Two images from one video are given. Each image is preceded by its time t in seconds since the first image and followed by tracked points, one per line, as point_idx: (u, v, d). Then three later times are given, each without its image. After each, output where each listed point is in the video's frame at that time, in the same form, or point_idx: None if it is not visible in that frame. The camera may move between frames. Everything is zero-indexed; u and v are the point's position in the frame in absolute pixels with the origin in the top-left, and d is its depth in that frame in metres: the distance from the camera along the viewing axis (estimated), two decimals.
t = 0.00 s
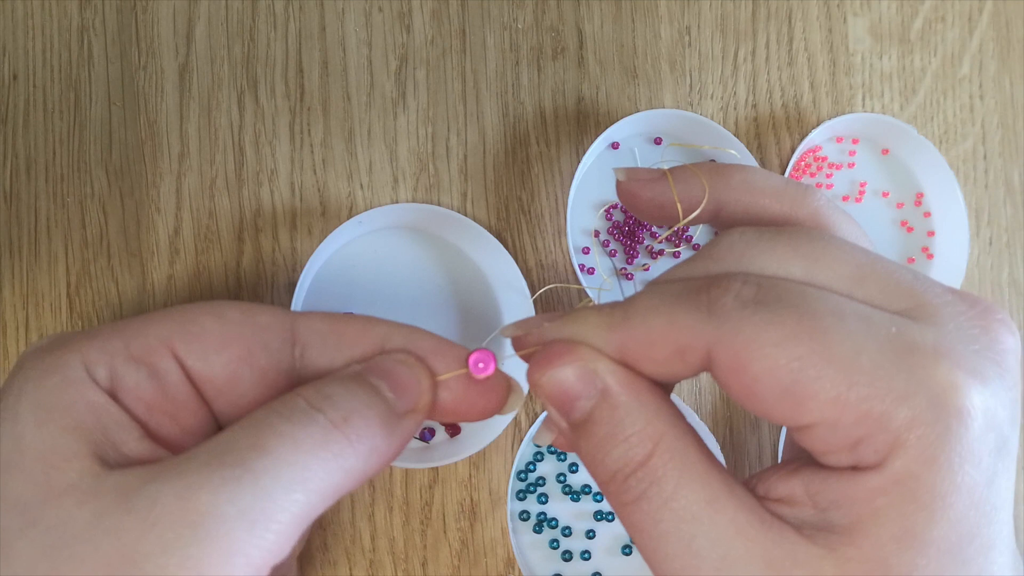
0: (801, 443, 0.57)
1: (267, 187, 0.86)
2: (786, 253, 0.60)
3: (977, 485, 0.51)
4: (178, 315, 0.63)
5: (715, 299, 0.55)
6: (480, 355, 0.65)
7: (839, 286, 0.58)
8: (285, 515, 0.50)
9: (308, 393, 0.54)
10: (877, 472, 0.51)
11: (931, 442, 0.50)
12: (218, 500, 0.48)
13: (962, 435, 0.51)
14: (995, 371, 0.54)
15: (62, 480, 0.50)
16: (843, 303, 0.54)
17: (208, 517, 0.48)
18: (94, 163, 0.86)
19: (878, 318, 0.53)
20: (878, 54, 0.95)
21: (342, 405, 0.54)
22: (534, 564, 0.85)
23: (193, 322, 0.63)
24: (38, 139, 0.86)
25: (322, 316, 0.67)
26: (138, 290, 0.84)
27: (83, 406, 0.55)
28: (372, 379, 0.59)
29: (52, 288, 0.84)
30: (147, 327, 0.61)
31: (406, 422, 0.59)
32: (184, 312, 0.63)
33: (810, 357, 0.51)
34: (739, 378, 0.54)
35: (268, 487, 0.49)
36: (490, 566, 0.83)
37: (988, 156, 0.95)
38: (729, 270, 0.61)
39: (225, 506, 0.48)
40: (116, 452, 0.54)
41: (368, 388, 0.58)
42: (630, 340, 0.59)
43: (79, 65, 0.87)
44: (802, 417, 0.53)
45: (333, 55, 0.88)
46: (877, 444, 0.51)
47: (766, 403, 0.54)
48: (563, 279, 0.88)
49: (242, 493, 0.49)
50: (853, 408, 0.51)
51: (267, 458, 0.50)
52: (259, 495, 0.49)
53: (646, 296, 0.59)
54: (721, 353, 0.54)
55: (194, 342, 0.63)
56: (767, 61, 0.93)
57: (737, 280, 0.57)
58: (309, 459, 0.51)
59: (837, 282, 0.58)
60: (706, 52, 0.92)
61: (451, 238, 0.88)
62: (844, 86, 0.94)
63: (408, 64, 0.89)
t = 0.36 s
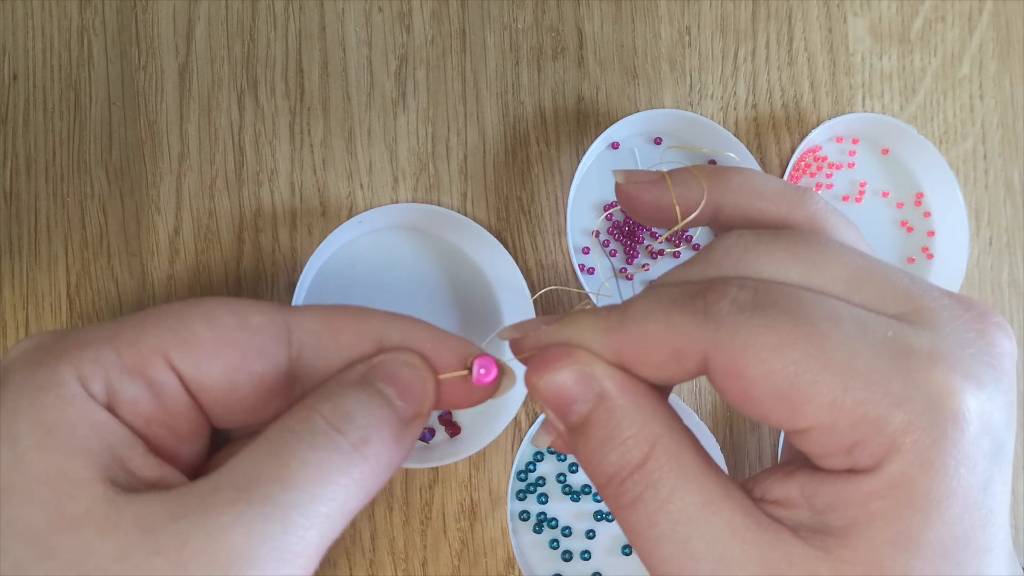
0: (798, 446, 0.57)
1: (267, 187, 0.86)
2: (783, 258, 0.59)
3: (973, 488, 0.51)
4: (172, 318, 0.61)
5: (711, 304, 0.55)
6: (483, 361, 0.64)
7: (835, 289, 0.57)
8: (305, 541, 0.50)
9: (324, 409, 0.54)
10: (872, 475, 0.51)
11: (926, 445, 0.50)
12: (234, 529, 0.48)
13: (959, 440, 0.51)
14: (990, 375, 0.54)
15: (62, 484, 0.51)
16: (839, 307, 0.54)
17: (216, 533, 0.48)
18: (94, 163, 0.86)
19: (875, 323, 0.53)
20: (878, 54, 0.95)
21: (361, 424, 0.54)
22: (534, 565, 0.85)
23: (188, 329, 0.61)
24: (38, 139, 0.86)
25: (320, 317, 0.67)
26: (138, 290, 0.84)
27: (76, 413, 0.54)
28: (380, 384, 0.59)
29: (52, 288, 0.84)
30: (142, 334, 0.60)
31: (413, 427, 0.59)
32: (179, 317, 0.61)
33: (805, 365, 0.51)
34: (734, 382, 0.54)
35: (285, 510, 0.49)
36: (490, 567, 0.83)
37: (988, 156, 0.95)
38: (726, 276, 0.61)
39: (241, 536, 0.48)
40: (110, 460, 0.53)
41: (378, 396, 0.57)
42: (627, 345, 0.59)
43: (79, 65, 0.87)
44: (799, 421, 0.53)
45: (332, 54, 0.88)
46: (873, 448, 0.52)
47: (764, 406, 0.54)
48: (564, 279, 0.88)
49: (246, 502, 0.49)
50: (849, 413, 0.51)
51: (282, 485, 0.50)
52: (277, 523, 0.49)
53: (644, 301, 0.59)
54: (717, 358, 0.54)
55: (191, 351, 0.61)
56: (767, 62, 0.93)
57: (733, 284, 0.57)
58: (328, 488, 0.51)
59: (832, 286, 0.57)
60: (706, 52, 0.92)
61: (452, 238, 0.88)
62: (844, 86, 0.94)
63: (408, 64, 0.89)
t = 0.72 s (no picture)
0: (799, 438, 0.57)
1: (267, 187, 0.86)
2: (781, 253, 0.59)
3: (973, 480, 0.51)
4: (174, 313, 0.61)
5: (712, 298, 0.55)
6: (484, 357, 0.65)
7: (834, 283, 0.57)
8: (323, 549, 0.50)
9: (346, 419, 0.54)
10: (873, 467, 0.51)
11: (925, 436, 0.50)
12: (252, 534, 0.48)
13: (958, 430, 0.51)
14: (990, 369, 0.54)
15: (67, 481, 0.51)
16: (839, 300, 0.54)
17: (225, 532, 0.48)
18: (94, 163, 0.86)
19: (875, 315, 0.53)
20: (878, 54, 0.95)
21: (382, 436, 0.54)
22: (534, 564, 0.85)
23: (193, 325, 0.60)
24: (38, 139, 0.86)
25: (320, 314, 0.66)
26: (138, 290, 0.84)
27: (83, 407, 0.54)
28: (399, 386, 0.59)
29: (52, 288, 0.84)
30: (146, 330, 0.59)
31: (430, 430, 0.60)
32: (182, 313, 0.61)
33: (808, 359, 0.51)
34: (735, 375, 0.54)
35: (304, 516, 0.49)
36: (490, 567, 0.83)
37: (988, 155, 0.95)
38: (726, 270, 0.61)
39: (260, 542, 0.48)
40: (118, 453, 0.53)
41: (397, 400, 0.58)
42: (629, 339, 0.58)
43: (79, 65, 0.87)
44: (800, 413, 0.53)
45: (333, 54, 0.88)
46: (873, 439, 0.51)
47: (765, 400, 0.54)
48: (564, 279, 0.88)
49: (256, 500, 0.49)
50: (849, 405, 0.51)
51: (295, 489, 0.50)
52: (296, 531, 0.49)
53: (648, 293, 0.59)
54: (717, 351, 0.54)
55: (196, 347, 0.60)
56: (767, 62, 0.93)
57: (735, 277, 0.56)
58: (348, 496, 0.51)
59: (831, 280, 0.57)
60: (706, 52, 0.92)
61: (452, 239, 0.88)
62: (844, 86, 0.94)
63: (408, 64, 0.89)
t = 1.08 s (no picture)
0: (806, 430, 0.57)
1: (267, 187, 0.86)
2: (786, 246, 0.59)
3: (981, 468, 0.52)
4: (176, 306, 0.61)
5: (720, 289, 0.55)
6: (489, 351, 0.64)
7: (841, 275, 0.58)
8: (321, 537, 0.50)
9: (347, 403, 0.53)
10: (883, 456, 0.52)
11: (938, 423, 0.51)
12: (253, 521, 0.48)
13: (967, 415, 0.51)
14: (996, 356, 0.55)
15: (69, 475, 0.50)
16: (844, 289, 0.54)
17: (227, 527, 0.48)
18: (94, 163, 0.86)
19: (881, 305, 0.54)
20: (878, 54, 0.95)
21: (383, 420, 0.54)
22: (534, 564, 0.85)
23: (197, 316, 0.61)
24: (38, 139, 0.86)
25: (323, 308, 0.66)
26: (138, 290, 0.84)
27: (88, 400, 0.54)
28: (405, 375, 0.58)
29: (52, 288, 0.84)
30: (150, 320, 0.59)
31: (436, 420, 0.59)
32: (184, 306, 0.61)
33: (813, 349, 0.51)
34: (744, 365, 0.54)
35: (303, 506, 0.49)
36: (490, 566, 0.83)
37: (988, 155, 0.95)
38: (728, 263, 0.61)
39: (261, 530, 0.48)
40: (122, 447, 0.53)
41: (402, 389, 0.57)
42: (635, 335, 0.58)
43: (79, 65, 0.87)
44: (809, 403, 0.53)
45: (333, 55, 0.88)
46: (883, 428, 0.52)
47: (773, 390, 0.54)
48: (563, 279, 0.89)
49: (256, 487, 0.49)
50: (860, 393, 0.51)
51: (298, 478, 0.50)
52: (297, 519, 0.49)
53: (654, 289, 0.58)
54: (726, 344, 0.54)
55: (200, 339, 0.61)
56: (767, 61, 0.93)
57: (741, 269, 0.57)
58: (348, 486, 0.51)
59: (839, 271, 0.58)
60: (706, 52, 0.92)
61: (452, 238, 0.88)
62: (844, 86, 0.94)
63: (408, 64, 0.89)
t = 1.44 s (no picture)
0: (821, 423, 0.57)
1: (267, 187, 0.86)
2: (797, 238, 0.60)
3: (999, 454, 0.52)
4: (184, 292, 0.61)
5: (735, 283, 0.55)
6: (500, 343, 0.63)
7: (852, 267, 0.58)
8: (314, 524, 0.50)
9: (347, 389, 0.53)
10: (904, 446, 0.52)
11: (960, 411, 0.51)
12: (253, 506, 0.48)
13: (984, 404, 0.52)
14: (1008, 343, 0.55)
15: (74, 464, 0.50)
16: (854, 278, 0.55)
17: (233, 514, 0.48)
18: (94, 163, 0.86)
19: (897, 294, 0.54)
20: (878, 54, 0.95)
21: (383, 406, 0.54)
22: (534, 564, 0.86)
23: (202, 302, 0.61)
24: (38, 139, 0.86)
25: (332, 296, 0.66)
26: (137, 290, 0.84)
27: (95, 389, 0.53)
28: (411, 364, 0.57)
29: (52, 287, 0.84)
30: (158, 304, 0.60)
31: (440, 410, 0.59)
32: (194, 291, 0.61)
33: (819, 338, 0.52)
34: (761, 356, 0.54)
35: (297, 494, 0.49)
36: (490, 567, 0.83)
37: (988, 156, 0.95)
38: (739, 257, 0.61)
39: (259, 516, 0.48)
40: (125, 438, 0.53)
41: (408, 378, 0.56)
42: (649, 330, 0.58)
43: (79, 65, 0.87)
44: (828, 396, 0.53)
45: (332, 55, 0.88)
46: (903, 418, 0.52)
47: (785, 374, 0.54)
48: (563, 279, 0.89)
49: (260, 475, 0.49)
50: (880, 382, 0.52)
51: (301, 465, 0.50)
52: (293, 505, 0.49)
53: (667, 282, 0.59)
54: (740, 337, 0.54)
55: (205, 327, 0.61)
56: (767, 61, 0.93)
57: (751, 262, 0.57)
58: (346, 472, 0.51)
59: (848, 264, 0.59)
60: (706, 52, 0.92)
61: (452, 238, 0.88)
62: (844, 86, 0.94)
63: (408, 64, 0.89)
